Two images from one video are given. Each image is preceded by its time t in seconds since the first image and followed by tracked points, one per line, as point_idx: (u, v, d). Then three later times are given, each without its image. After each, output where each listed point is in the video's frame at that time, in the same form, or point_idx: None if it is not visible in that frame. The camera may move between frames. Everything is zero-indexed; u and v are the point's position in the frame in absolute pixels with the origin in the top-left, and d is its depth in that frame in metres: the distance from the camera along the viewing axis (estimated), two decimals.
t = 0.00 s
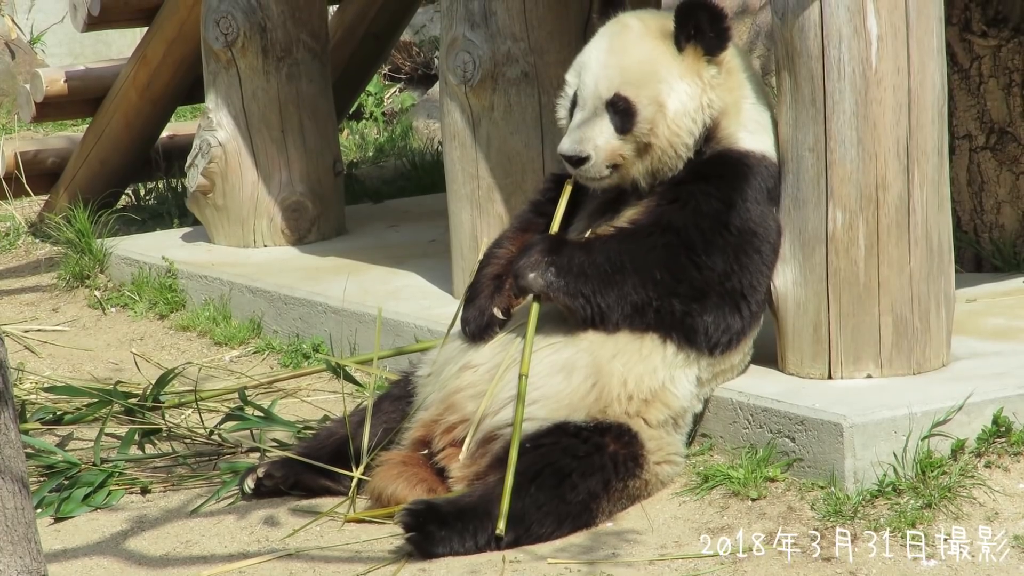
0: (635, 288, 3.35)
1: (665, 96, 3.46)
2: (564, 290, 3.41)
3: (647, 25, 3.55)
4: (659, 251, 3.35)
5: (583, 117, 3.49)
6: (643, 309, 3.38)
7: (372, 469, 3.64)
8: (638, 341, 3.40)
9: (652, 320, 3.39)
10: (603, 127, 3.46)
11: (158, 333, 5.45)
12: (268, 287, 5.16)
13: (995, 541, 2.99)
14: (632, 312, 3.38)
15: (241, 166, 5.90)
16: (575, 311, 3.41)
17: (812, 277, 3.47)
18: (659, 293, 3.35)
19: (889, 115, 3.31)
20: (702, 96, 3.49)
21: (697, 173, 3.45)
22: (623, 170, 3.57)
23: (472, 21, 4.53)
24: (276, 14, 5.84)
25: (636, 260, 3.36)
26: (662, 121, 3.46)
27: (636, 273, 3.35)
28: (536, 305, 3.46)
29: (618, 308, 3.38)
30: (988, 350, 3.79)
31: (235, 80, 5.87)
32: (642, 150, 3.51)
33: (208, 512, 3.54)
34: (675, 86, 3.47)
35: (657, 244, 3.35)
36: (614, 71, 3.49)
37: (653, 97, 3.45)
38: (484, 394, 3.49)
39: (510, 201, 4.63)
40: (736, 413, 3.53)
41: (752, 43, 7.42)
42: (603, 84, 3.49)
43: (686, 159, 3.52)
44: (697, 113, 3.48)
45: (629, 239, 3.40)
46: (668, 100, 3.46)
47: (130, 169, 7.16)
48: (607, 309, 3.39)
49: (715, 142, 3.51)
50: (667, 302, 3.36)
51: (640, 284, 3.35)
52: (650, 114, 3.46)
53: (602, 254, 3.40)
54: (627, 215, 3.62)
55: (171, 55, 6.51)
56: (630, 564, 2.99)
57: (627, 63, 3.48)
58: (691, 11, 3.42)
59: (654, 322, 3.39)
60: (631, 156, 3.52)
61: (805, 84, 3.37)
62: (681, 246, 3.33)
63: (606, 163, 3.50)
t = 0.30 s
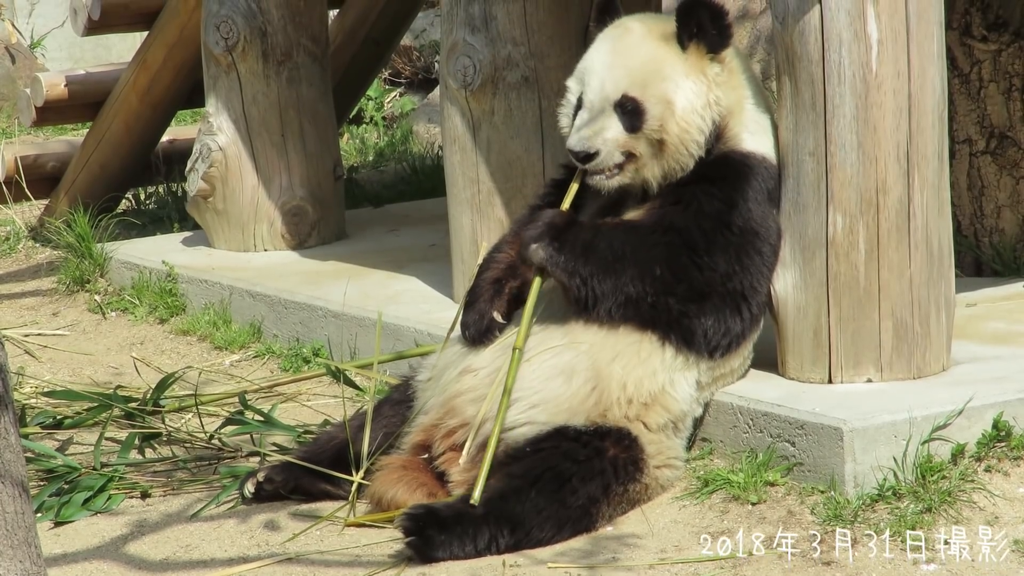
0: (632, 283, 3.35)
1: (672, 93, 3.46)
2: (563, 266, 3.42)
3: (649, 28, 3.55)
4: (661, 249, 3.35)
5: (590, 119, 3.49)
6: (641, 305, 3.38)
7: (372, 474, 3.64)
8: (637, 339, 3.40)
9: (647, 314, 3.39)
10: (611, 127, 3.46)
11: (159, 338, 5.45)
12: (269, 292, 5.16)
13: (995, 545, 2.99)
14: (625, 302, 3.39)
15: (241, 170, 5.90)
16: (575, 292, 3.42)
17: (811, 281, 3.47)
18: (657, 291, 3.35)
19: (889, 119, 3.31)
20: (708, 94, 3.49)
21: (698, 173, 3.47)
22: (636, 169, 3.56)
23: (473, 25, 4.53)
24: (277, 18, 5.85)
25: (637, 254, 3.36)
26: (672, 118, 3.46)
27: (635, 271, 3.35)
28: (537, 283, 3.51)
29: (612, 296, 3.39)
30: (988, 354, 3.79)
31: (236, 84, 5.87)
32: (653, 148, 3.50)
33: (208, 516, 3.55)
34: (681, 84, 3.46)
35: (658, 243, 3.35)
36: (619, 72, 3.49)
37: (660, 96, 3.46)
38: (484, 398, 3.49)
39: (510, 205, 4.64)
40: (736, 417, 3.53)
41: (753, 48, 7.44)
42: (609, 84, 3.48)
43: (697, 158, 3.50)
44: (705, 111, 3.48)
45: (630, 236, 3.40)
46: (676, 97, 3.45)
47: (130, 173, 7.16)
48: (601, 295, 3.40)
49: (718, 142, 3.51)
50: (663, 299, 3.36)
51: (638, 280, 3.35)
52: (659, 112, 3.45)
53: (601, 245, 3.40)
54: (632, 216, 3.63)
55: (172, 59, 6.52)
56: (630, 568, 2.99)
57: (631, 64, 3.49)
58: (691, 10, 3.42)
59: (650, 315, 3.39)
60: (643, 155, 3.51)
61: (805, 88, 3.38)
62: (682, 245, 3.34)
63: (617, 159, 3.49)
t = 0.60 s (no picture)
0: (631, 285, 3.36)
1: (680, 90, 3.46)
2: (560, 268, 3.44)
3: (652, 27, 3.56)
4: (662, 251, 3.35)
5: (599, 119, 3.50)
6: (639, 307, 3.39)
7: (371, 477, 3.64)
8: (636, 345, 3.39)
9: (644, 316, 3.40)
10: (620, 126, 3.48)
11: (157, 341, 5.45)
12: (267, 295, 5.16)
13: (995, 548, 2.99)
14: (623, 304, 3.40)
15: (240, 173, 5.91)
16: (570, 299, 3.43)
17: (810, 284, 3.47)
18: (656, 293, 3.35)
19: (888, 123, 3.31)
20: (714, 91, 3.49)
21: (699, 175, 3.50)
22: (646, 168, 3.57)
23: (472, 28, 4.54)
24: (275, 21, 5.85)
25: (637, 256, 3.37)
26: (680, 116, 3.46)
27: (634, 274, 3.35)
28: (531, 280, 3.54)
29: (610, 300, 3.40)
30: (986, 357, 3.80)
31: (234, 87, 5.87)
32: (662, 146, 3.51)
33: (207, 520, 3.54)
34: (688, 81, 3.47)
35: (658, 245, 3.36)
36: (625, 70, 3.50)
37: (668, 93, 3.46)
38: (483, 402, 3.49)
39: (508, 208, 4.64)
40: (735, 420, 3.54)
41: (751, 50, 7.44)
42: (616, 83, 3.50)
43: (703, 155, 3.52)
44: (712, 107, 3.48)
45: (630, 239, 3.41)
46: (683, 93, 3.46)
47: (128, 177, 7.16)
48: (598, 298, 3.41)
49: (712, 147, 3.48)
50: (661, 301, 3.36)
51: (637, 282, 3.35)
52: (668, 109, 3.46)
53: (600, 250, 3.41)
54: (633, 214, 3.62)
55: (170, 61, 6.52)
56: (629, 571, 2.99)
57: (636, 63, 3.49)
58: (694, 9, 3.43)
59: (647, 317, 3.40)
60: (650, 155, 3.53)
61: (804, 91, 3.38)
62: (682, 247, 3.34)
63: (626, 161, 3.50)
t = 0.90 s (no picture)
0: (627, 287, 3.37)
1: (684, 103, 3.46)
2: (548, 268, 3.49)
3: (651, 36, 3.55)
4: (657, 255, 3.36)
5: (603, 131, 3.49)
6: (634, 310, 3.40)
7: (370, 480, 3.63)
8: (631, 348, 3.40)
9: (639, 319, 3.40)
10: (624, 140, 3.47)
11: (156, 344, 5.45)
12: (266, 298, 5.16)
13: (993, 553, 2.99)
14: (616, 307, 3.41)
15: (239, 176, 5.91)
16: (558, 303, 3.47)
17: (809, 288, 3.48)
18: (650, 296, 3.36)
19: (887, 127, 3.32)
20: (716, 100, 3.49)
21: (698, 181, 3.47)
22: (645, 181, 3.57)
23: (471, 32, 4.54)
24: (274, 25, 5.86)
25: (632, 260, 3.38)
26: (684, 128, 3.46)
27: (629, 278, 3.36)
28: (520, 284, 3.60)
29: (603, 301, 3.41)
30: (985, 361, 3.80)
31: (234, 90, 5.88)
32: (663, 160, 3.52)
33: (205, 523, 3.54)
34: (691, 93, 3.47)
35: (653, 249, 3.37)
36: (627, 82, 3.48)
37: (673, 105, 3.45)
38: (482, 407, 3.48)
39: (507, 212, 4.64)
40: (734, 424, 3.53)
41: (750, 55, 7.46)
42: (620, 95, 3.48)
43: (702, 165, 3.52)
44: (713, 117, 3.49)
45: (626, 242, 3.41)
46: (687, 106, 3.46)
47: (127, 181, 7.16)
48: (591, 300, 3.43)
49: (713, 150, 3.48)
50: (656, 305, 3.37)
51: (631, 285, 3.37)
52: (672, 122, 3.45)
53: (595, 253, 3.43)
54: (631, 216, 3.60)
55: (169, 66, 6.53)
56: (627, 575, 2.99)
57: (638, 75, 3.47)
58: (697, 18, 3.43)
59: (642, 321, 3.40)
60: (651, 170, 3.53)
61: (803, 95, 3.38)
62: (678, 251, 3.34)
63: (630, 173, 3.50)
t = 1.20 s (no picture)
0: (630, 268, 3.30)
1: (629, 132, 3.49)
2: (547, 232, 3.39)
3: (632, 49, 3.55)
4: (659, 243, 3.30)
5: (551, 131, 3.57)
6: (632, 297, 3.34)
7: (368, 484, 3.63)
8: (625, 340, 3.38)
9: (633, 313, 3.37)
10: (565, 149, 3.54)
11: (154, 347, 5.44)
12: (264, 301, 5.16)
13: (991, 557, 2.99)
14: (618, 284, 3.34)
15: (237, 179, 5.91)
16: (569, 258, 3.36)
17: (807, 292, 3.48)
18: (648, 285, 3.32)
19: (886, 131, 3.32)
20: (672, 130, 3.51)
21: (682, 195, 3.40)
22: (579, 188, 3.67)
23: (469, 35, 4.55)
24: (273, 28, 5.86)
25: (637, 240, 3.31)
26: (623, 156, 3.51)
27: (631, 261, 3.30)
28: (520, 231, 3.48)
29: (606, 275, 3.34)
30: (984, 365, 3.80)
31: (232, 93, 5.88)
32: (599, 175, 3.60)
33: (204, 526, 3.54)
34: (641, 125, 3.49)
35: (653, 237, 3.31)
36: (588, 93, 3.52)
37: (616, 131, 3.49)
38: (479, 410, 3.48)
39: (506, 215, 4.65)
40: (732, 428, 3.54)
41: (748, 59, 7.48)
42: (573, 104, 3.54)
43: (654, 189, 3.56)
44: (662, 149, 3.51)
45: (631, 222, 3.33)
46: (632, 135, 3.49)
47: (125, 183, 7.16)
48: (595, 269, 3.35)
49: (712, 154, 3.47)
50: (651, 298, 3.33)
51: (632, 267, 3.30)
52: (611, 147, 3.51)
53: (606, 215, 3.35)
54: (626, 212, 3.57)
55: (166, 69, 6.53)
56: None
57: (600, 89, 3.51)
58: (670, 55, 3.44)
59: (637, 315, 3.37)
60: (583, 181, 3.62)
61: (801, 99, 3.39)
62: (676, 248, 3.30)
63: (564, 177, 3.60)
